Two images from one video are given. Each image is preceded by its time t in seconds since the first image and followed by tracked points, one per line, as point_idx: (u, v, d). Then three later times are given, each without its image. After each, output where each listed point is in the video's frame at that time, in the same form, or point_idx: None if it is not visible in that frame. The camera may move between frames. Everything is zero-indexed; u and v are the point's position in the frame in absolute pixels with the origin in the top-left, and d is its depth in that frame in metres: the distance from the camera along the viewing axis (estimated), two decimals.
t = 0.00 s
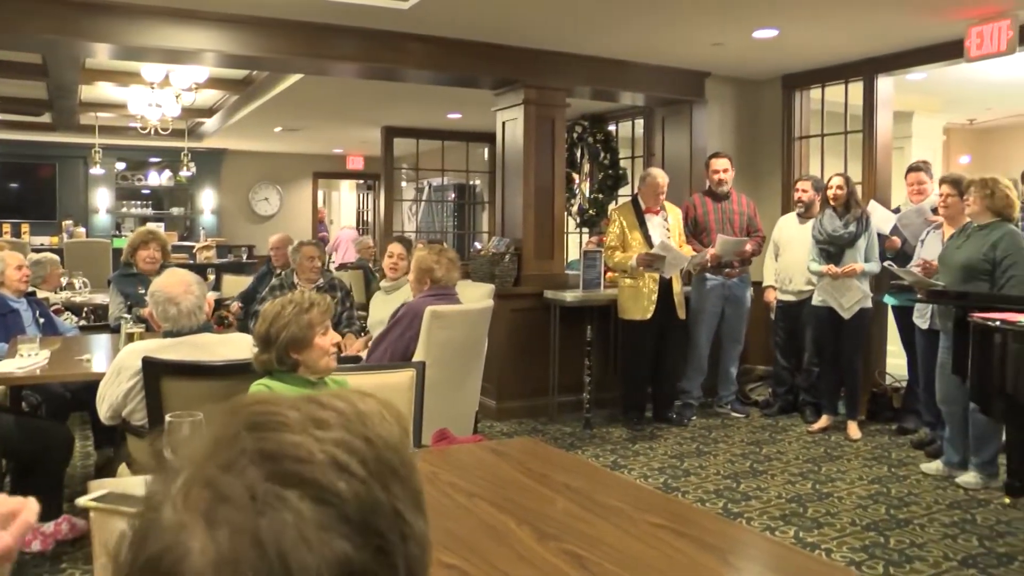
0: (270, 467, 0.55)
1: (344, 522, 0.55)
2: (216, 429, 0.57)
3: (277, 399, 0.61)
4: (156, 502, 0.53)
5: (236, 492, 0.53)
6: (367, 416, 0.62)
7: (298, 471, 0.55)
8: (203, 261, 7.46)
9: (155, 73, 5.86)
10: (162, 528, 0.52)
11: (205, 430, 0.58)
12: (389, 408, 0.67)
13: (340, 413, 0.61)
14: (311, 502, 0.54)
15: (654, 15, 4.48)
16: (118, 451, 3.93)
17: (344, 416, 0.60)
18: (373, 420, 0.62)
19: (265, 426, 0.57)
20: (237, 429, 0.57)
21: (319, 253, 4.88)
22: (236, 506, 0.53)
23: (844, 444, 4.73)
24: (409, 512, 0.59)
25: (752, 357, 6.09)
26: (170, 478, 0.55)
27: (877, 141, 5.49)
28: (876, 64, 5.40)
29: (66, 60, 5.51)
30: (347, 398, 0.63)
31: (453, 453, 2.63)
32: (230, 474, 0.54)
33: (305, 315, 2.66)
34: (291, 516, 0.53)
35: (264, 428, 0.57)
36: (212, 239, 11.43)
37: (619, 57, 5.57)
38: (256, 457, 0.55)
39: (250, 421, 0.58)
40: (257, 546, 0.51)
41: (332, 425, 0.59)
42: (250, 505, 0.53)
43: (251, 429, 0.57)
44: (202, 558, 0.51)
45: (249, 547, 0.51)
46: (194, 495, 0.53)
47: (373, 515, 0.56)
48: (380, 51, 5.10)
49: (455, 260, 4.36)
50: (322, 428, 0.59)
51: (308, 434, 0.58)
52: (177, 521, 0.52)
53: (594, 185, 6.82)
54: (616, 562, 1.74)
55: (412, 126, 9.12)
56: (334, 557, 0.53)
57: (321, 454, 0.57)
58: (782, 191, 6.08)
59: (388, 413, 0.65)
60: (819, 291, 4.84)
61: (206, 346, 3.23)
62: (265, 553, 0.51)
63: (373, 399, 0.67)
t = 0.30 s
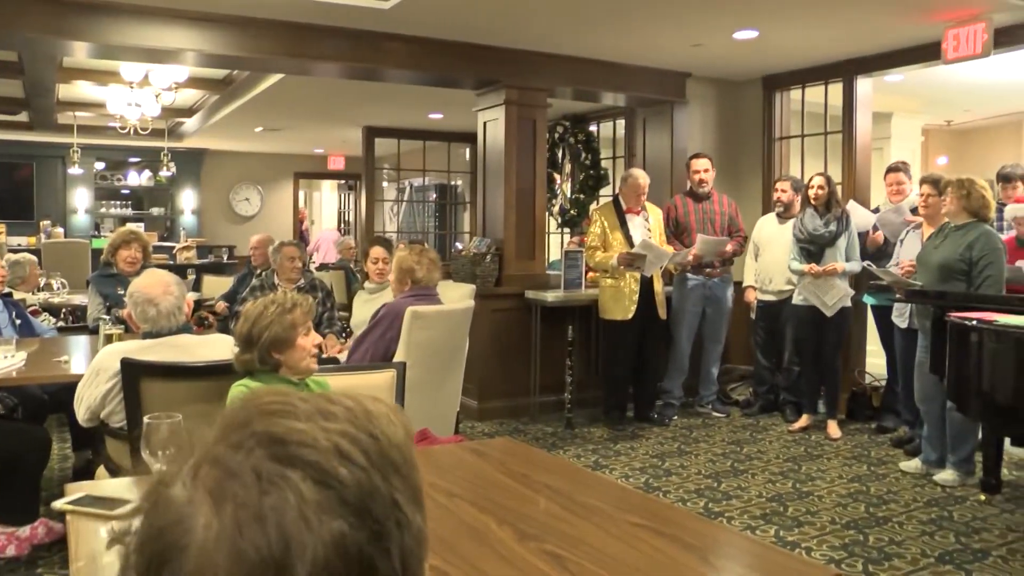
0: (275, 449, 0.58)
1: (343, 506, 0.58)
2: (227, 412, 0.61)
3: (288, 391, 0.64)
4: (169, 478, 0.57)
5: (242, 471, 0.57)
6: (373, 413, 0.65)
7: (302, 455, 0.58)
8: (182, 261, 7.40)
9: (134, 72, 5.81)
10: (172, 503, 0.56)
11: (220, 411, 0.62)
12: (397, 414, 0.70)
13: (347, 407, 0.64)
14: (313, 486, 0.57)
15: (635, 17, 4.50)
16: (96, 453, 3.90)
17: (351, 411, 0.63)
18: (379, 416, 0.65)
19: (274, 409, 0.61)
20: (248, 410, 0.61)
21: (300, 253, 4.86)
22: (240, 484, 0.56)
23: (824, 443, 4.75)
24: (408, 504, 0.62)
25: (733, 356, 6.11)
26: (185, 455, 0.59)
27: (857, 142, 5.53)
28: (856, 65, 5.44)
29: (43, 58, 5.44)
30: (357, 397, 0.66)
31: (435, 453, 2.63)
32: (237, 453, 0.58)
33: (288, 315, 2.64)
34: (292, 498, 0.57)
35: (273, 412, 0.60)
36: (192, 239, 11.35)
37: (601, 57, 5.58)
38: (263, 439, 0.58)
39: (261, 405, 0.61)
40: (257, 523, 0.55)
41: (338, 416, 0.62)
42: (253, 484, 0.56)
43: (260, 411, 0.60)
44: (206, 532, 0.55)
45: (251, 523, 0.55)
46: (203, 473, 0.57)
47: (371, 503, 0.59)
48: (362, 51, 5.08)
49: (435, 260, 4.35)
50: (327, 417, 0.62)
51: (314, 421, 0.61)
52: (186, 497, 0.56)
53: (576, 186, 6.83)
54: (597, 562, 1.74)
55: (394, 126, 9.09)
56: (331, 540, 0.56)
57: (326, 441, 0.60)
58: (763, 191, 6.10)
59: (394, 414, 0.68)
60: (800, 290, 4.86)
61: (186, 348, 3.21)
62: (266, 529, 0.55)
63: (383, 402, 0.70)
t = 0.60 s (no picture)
0: (249, 466, 0.61)
1: (319, 518, 0.60)
2: (204, 428, 0.64)
3: (265, 397, 0.67)
4: (149, 499, 0.61)
5: (217, 491, 0.60)
6: (349, 411, 0.67)
7: (275, 469, 0.61)
8: (166, 262, 7.36)
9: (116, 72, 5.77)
10: (152, 523, 0.59)
11: (198, 427, 0.65)
12: (378, 404, 0.72)
13: (322, 411, 0.66)
14: (286, 499, 0.60)
15: (619, 18, 4.50)
16: (79, 455, 3.88)
17: (326, 414, 0.66)
18: (354, 416, 0.67)
19: (247, 423, 0.63)
20: (223, 426, 0.63)
21: (284, 254, 4.85)
22: (215, 504, 0.59)
23: (809, 443, 4.76)
24: (386, 505, 0.64)
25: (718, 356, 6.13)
26: (165, 473, 0.62)
27: (840, 143, 5.56)
28: (839, 67, 5.47)
29: (23, 58, 5.39)
30: (333, 394, 0.69)
31: (421, 454, 2.62)
32: (211, 472, 0.61)
33: (275, 315, 2.64)
34: (266, 513, 0.59)
35: (247, 426, 0.63)
36: (176, 239, 11.29)
37: (586, 57, 5.59)
38: (237, 456, 0.61)
39: (236, 419, 0.64)
40: (234, 542, 0.58)
41: (312, 423, 0.65)
42: (228, 503, 0.59)
43: (234, 428, 0.63)
44: (188, 550, 0.58)
45: (228, 542, 0.58)
46: (180, 492, 0.61)
47: (348, 511, 0.61)
48: (346, 52, 5.07)
49: (420, 261, 4.34)
50: (301, 425, 0.64)
51: (288, 432, 0.63)
52: (166, 517, 0.59)
53: (560, 186, 6.84)
54: (581, 562, 1.74)
55: (379, 126, 9.08)
56: (307, 552, 0.59)
57: (299, 452, 0.62)
58: (747, 192, 6.13)
59: (372, 409, 0.70)
60: (783, 289, 4.88)
61: (169, 348, 3.18)
62: (241, 546, 0.58)
63: (361, 392, 0.72)
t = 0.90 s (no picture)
0: (255, 446, 0.66)
1: (321, 499, 0.65)
2: (210, 412, 0.69)
3: (268, 390, 0.72)
4: (154, 476, 0.65)
5: (223, 468, 0.64)
6: (348, 408, 0.72)
7: (282, 451, 0.66)
8: (149, 262, 7.30)
9: (97, 70, 5.70)
10: (156, 498, 0.64)
11: (204, 412, 0.70)
12: (374, 408, 0.78)
13: (323, 405, 0.72)
14: (292, 478, 0.65)
15: (604, 18, 4.50)
16: (58, 458, 3.83)
17: (327, 407, 0.71)
18: (353, 412, 0.72)
19: (254, 408, 0.68)
20: (229, 410, 0.68)
21: (267, 254, 4.83)
22: (221, 480, 0.64)
23: (794, 443, 4.76)
24: (382, 494, 0.69)
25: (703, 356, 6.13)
26: (170, 454, 0.66)
27: (825, 144, 5.56)
28: (824, 67, 5.48)
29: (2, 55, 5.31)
30: (334, 394, 0.74)
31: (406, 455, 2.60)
32: (217, 450, 0.65)
33: (258, 316, 2.61)
34: (272, 490, 0.64)
35: (253, 411, 0.68)
36: (159, 239, 11.21)
37: (572, 57, 5.59)
38: (243, 437, 0.66)
39: (242, 405, 0.69)
40: (239, 516, 0.62)
41: (314, 414, 0.70)
42: (235, 479, 0.64)
43: (242, 411, 0.68)
44: (190, 526, 0.62)
45: (233, 516, 0.62)
46: (186, 470, 0.65)
47: (348, 494, 0.66)
48: (330, 51, 5.03)
49: (405, 261, 4.32)
50: (305, 415, 0.70)
51: (292, 419, 0.69)
52: (169, 493, 0.64)
53: (546, 186, 6.83)
54: (564, 562, 1.72)
55: (363, 126, 9.05)
56: (310, 529, 0.63)
57: (304, 437, 0.67)
58: (732, 192, 6.13)
59: (369, 409, 0.75)
60: (768, 289, 4.88)
61: (151, 349, 3.13)
62: (246, 520, 0.62)
63: (357, 395, 0.78)
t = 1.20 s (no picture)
0: (251, 454, 0.63)
1: (320, 507, 0.63)
2: (201, 418, 0.66)
3: (258, 391, 0.70)
4: (145, 487, 0.62)
5: (220, 478, 0.62)
6: (342, 407, 0.71)
7: (279, 459, 0.64)
8: (127, 262, 7.15)
9: (73, 65, 5.56)
10: (149, 510, 0.61)
11: (193, 418, 0.67)
12: (365, 403, 0.76)
13: (317, 405, 0.69)
14: (290, 488, 0.63)
15: (593, 14, 4.44)
16: (31, 464, 3.71)
17: (320, 407, 0.69)
18: (349, 411, 0.71)
19: (246, 413, 0.66)
20: (221, 415, 0.66)
21: (249, 253, 4.72)
22: (220, 492, 0.62)
23: (785, 445, 4.70)
24: (381, 499, 0.68)
25: (692, 357, 6.07)
26: (161, 461, 0.64)
27: (816, 142, 5.51)
28: (814, 64, 5.43)
29: None
30: (325, 390, 0.72)
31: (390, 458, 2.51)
32: (212, 460, 0.63)
33: (240, 317, 2.52)
34: (271, 501, 0.62)
35: (245, 417, 0.66)
36: (138, 238, 11.04)
37: (559, 54, 5.51)
38: (239, 445, 0.64)
39: (234, 410, 0.66)
40: (239, 529, 0.60)
41: (311, 416, 0.68)
42: (233, 490, 0.62)
43: (234, 417, 0.65)
44: (187, 538, 0.60)
45: (232, 529, 0.60)
46: (179, 480, 0.62)
47: (348, 500, 0.65)
48: (313, 47, 4.94)
49: (389, 261, 4.25)
50: (300, 418, 0.67)
51: (288, 423, 0.67)
52: (162, 505, 0.61)
53: (533, 185, 6.76)
54: (551, 566, 1.65)
55: (346, 124, 8.97)
56: (311, 538, 0.62)
57: (301, 443, 0.65)
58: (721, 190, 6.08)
59: (363, 406, 0.74)
60: (758, 289, 4.84)
61: (129, 352, 3.03)
62: (245, 533, 0.60)
63: (349, 391, 0.76)
